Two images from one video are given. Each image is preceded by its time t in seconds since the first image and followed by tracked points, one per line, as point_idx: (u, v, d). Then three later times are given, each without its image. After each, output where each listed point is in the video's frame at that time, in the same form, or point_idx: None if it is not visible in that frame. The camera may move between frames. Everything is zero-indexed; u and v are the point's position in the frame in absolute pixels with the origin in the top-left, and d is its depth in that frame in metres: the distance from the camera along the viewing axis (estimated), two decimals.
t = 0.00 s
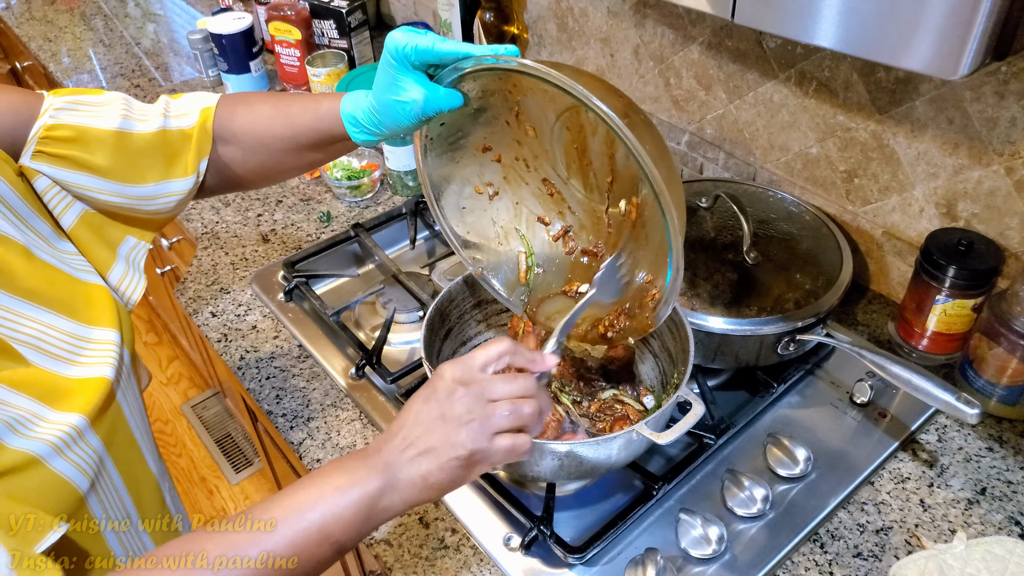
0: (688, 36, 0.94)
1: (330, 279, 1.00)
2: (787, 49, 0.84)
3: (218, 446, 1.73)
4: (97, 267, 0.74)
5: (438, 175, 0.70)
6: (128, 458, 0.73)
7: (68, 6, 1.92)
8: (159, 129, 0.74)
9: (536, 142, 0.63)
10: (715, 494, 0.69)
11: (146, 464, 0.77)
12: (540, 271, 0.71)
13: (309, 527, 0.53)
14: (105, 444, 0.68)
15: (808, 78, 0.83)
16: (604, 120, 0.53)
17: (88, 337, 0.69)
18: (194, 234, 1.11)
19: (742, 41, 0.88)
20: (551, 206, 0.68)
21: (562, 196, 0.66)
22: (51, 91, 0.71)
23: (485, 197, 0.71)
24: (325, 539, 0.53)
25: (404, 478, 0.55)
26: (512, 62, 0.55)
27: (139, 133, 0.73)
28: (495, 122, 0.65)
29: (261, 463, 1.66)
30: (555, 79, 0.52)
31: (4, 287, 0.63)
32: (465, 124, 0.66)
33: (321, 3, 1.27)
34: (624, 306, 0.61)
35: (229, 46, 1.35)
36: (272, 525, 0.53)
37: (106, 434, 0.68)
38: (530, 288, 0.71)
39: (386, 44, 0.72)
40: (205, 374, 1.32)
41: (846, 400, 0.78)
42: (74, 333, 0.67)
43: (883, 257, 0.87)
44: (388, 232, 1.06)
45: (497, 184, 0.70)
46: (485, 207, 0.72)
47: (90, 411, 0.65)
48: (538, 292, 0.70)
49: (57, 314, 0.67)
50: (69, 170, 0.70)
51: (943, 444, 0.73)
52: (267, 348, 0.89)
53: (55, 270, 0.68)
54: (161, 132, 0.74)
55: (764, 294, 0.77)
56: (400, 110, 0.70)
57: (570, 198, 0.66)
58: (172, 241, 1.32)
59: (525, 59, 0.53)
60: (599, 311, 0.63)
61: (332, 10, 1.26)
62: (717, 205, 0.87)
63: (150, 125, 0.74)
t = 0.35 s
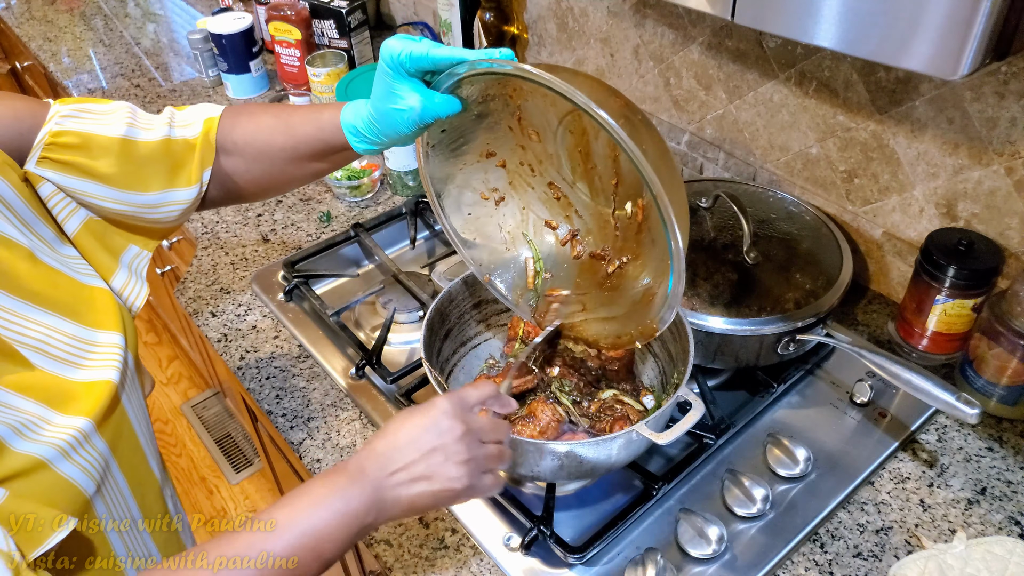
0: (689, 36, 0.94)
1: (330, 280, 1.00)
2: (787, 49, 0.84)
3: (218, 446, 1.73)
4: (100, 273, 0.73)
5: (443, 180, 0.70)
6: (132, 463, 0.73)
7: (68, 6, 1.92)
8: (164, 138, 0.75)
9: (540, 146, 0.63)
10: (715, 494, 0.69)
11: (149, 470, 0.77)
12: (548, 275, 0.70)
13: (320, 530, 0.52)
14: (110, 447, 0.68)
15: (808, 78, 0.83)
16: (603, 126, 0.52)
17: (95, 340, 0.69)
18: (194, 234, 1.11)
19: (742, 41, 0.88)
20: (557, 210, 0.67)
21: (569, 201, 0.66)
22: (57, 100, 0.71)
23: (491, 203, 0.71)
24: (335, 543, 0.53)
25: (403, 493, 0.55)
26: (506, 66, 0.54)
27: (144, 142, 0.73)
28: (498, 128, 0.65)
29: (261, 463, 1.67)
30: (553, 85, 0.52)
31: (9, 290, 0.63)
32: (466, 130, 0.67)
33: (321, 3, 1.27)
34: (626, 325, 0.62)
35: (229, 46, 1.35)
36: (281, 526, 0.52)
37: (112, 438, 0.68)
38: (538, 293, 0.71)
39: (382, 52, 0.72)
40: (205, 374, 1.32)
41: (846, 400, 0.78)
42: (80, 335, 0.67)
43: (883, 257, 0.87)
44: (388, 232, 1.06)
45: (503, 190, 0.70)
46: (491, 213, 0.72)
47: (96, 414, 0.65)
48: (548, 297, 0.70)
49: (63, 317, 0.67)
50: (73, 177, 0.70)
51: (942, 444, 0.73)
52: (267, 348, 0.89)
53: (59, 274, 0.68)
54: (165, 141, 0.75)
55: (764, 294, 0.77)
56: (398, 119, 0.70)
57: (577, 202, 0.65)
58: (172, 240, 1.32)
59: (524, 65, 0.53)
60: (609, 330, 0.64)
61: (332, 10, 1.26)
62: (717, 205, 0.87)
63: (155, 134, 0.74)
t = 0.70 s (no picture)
0: (688, 36, 0.94)
1: (330, 279, 1.00)
2: (787, 49, 0.84)
3: (218, 446, 1.73)
4: (99, 275, 0.73)
5: (438, 188, 0.71)
6: (133, 462, 0.73)
7: (68, 6, 1.92)
8: (163, 142, 0.75)
9: (535, 162, 0.63)
10: (715, 495, 0.69)
11: (150, 470, 0.77)
12: (536, 293, 0.68)
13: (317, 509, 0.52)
14: (111, 448, 0.68)
15: (808, 78, 0.83)
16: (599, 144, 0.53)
17: (95, 339, 0.69)
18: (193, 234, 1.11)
19: (742, 41, 0.88)
20: (548, 228, 0.66)
21: (560, 219, 0.65)
22: (57, 103, 0.72)
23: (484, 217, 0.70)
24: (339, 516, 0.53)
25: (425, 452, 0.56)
26: (506, 76, 0.55)
27: (142, 146, 0.74)
28: (495, 140, 0.65)
29: (262, 463, 1.67)
30: (552, 97, 0.53)
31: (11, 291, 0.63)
32: (459, 139, 0.67)
33: (321, 3, 1.27)
34: (614, 343, 0.61)
35: (229, 46, 1.35)
36: (278, 506, 0.51)
37: (111, 438, 0.68)
38: (524, 310, 0.69)
39: (379, 59, 0.72)
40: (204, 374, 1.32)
41: (846, 400, 0.78)
42: (80, 335, 0.67)
43: (883, 258, 0.87)
44: (388, 232, 1.06)
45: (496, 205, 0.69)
46: (483, 228, 0.71)
47: (99, 413, 0.66)
48: (534, 314, 0.68)
49: (63, 317, 0.67)
50: (71, 180, 0.70)
51: (943, 444, 0.73)
52: (267, 348, 0.89)
53: (59, 274, 0.68)
54: (164, 146, 0.75)
55: (763, 294, 0.77)
56: (394, 125, 0.71)
57: (569, 220, 0.64)
58: (172, 240, 1.31)
59: (521, 74, 0.54)
60: (598, 344, 0.62)
61: (332, 10, 1.26)
62: (717, 205, 0.87)
63: (154, 138, 0.75)
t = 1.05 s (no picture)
0: (688, 36, 0.94)
1: (330, 280, 1.00)
2: (787, 49, 0.84)
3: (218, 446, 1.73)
4: (97, 269, 0.74)
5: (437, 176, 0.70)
6: (130, 459, 0.73)
7: (68, 6, 1.92)
8: (160, 136, 0.75)
9: (534, 146, 0.63)
10: (715, 495, 0.69)
11: (148, 466, 0.77)
12: (540, 276, 0.70)
13: (226, 480, 0.52)
14: (103, 447, 0.68)
15: (808, 78, 0.83)
16: (600, 120, 0.53)
17: (88, 337, 0.68)
18: (193, 234, 1.11)
19: (742, 41, 0.88)
20: (549, 211, 0.67)
21: (561, 202, 0.66)
22: (54, 97, 0.71)
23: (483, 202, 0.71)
24: (251, 480, 0.53)
25: (327, 401, 0.58)
26: (507, 59, 0.55)
27: (139, 139, 0.74)
28: (493, 128, 0.65)
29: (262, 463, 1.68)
30: (557, 79, 0.52)
31: (5, 287, 0.63)
32: (462, 129, 0.67)
33: (321, 3, 1.27)
34: (620, 325, 0.61)
35: (229, 46, 1.35)
36: (181, 490, 0.51)
37: (105, 436, 0.68)
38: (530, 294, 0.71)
39: (379, 48, 0.73)
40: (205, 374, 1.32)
41: (846, 400, 0.78)
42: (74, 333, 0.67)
43: (883, 258, 0.87)
44: (388, 232, 1.06)
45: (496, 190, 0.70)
46: (484, 213, 0.72)
47: (88, 413, 0.65)
48: (539, 297, 0.70)
49: (57, 315, 0.67)
50: (70, 174, 0.70)
51: (942, 444, 0.73)
52: (267, 348, 0.89)
53: (55, 270, 0.68)
54: (162, 139, 0.75)
55: (763, 294, 0.77)
56: (397, 114, 0.70)
57: (570, 203, 0.65)
58: (172, 241, 1.31)
59: (521, 57, 0.53)
60: (604, 328, 0.62)
61: (331, 10, 1.26)
62: (717, 205, 0.87)
63: (152, 132, 0.75)
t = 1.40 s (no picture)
0: (689, 36, 0.94)
1: (330, 280, 1.00)
2: (787, 49, 0.84)
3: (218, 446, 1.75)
4: (91, 259, 0.75)
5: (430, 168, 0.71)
6: (123, 449, 0.74)
7: (68, 6, 1.92)
8: (151, 129, 0.75)
9: (523, 136, 0.63)
10: (715, 494, 0.69)
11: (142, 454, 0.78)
12: (528, 267, 0.70)
13: (178, 485, 0.52)
14: (96, 431, 0.69)
15: (808, 78, 0.83)
16: (586, 109, 0.53)
17: (84, 324, 0.69)
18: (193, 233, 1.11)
19: (742, 40, 0.88)
20: (539, 202, 0.67)
21: (550, 192, 0.66)
22: (45, 91, 0.71)
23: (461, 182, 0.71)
24: (203, 482, 0.53)
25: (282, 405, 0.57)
26: (490, 46, 0.55)
27: (131, 132, 0.74)
28: (481, 118, 0.65)
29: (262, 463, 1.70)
30: (542, 67, 0.52)
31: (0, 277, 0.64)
32: (450, 119, 0.67)
33: (321, 3, 1.27)
34: (603, 314, 0.63)
35: (229, 46, 1.35)
36: (135, 494, 0.51)
37: (98, 421, 0.69)
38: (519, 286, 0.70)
39: (363, 38, 0.73)
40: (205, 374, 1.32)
41: (846, 400, 0.78)
42: (70, 321, 0.68)
43: (883, 258, 0.87)
44: (388, 232, 1.06)
45: (485, 180, 0.70)
46: (474, 205, 0.72)
47: (81, 396, 0.66)
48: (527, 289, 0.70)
49: (53, 304, 0.68)
50: (62, 167, 0.71)
51: (943, 444, 0.73)
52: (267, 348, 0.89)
53: (51, 260, 0.69)
54: (154, 133, 0.76)
55: (763, 293, 0.77)
56: (380, 104, 0.70)
57: (559, 193, 0.65)
58: (172, 241, 1.30)
59: (508, 45, 0.53)
60: (591, 317, 0.64)
61: (331, 10, 1.26)
62: (717, 205, 0.87)
63: (144, 126, 0.75)
